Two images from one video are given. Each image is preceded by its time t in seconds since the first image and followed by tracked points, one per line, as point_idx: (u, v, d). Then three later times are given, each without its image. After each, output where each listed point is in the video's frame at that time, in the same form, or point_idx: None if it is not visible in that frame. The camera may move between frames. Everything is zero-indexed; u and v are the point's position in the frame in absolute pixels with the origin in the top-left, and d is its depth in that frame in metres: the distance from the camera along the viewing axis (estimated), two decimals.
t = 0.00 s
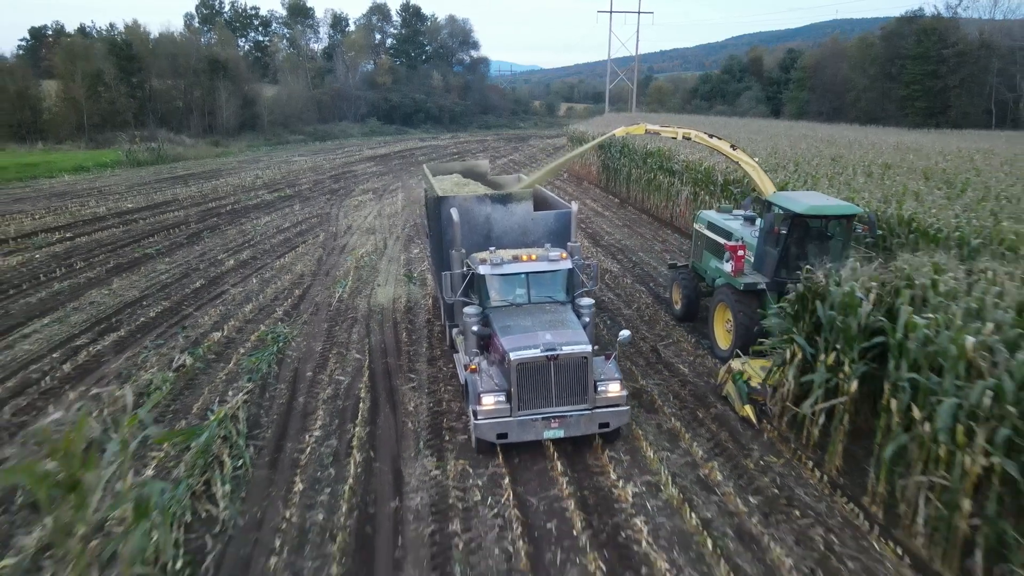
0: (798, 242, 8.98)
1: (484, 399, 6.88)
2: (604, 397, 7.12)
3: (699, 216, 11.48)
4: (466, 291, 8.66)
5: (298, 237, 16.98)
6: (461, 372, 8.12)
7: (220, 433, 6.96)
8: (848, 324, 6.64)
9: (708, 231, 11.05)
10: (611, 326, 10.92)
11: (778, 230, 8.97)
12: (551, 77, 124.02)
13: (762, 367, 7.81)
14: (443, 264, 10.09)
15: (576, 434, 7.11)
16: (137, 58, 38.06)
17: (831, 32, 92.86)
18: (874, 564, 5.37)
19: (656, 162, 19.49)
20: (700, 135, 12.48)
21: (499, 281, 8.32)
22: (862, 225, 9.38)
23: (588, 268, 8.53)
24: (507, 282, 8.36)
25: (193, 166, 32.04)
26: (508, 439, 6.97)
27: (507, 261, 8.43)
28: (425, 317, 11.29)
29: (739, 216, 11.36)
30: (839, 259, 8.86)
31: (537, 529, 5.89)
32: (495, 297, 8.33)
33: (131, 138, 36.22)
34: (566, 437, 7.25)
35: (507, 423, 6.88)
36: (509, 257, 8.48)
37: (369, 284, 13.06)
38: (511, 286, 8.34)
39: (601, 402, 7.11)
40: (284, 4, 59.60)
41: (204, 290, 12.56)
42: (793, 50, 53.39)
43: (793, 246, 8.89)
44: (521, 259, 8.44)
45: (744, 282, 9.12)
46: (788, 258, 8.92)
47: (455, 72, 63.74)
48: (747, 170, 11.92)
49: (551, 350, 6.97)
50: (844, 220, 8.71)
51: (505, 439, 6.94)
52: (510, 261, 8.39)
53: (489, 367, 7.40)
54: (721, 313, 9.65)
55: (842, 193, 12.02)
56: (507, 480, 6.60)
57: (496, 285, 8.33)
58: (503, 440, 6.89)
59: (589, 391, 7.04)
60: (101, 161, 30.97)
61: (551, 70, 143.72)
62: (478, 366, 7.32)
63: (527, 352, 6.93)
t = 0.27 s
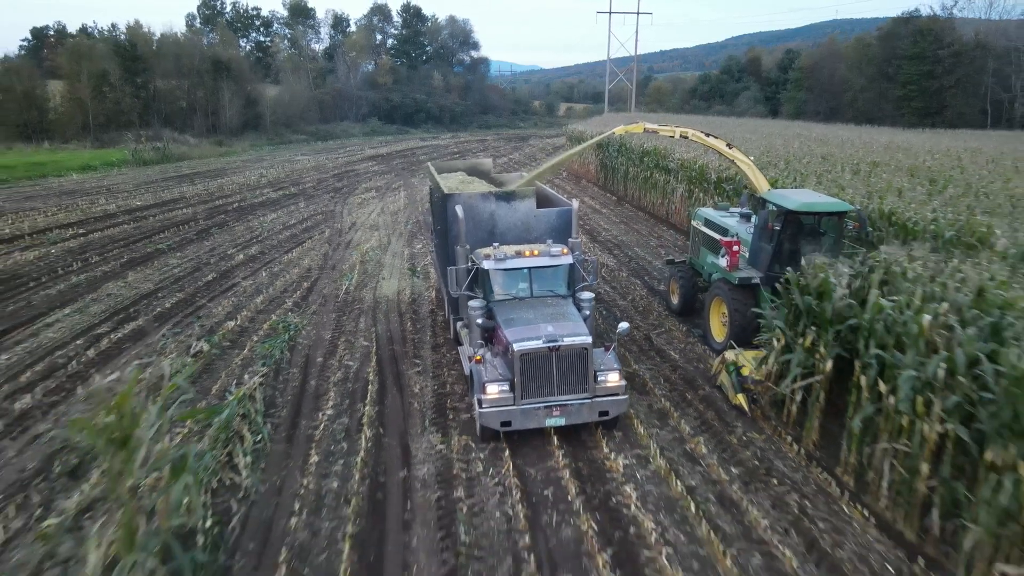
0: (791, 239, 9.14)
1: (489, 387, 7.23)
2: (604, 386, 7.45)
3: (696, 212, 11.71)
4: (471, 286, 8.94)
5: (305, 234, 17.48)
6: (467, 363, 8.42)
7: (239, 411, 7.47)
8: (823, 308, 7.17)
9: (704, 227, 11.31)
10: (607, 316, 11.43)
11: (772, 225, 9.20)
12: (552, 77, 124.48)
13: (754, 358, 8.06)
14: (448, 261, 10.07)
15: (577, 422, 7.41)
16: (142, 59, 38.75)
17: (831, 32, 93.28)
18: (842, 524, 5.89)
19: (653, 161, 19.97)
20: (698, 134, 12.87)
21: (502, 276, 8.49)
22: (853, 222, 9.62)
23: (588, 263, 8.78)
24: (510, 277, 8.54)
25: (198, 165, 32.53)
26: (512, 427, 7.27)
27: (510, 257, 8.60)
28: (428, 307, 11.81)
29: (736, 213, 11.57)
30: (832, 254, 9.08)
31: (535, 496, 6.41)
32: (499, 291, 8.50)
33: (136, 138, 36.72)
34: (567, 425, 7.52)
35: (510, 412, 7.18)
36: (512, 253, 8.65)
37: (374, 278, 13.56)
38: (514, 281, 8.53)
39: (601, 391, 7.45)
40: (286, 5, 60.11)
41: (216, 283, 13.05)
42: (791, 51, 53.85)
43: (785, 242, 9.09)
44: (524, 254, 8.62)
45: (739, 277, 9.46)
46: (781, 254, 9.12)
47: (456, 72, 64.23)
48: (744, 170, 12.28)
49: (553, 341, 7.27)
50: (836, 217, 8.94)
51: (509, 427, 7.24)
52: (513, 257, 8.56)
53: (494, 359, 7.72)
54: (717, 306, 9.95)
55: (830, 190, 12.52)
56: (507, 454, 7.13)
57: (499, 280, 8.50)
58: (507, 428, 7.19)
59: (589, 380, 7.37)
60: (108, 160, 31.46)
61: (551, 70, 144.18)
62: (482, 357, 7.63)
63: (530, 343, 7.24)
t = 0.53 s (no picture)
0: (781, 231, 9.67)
1: (494, 370, 7.63)
2: (602, 370, 7.83)
3: (692, 207, 12.14)
4: (476, 276, 9.38)
5: (312, 228, 18.12)
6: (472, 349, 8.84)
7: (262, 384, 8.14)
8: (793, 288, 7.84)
9: (699, 221, 11.75)
10: (602, 304, 12.09)
11: (764, 219, 9.75)
12: (551, 77, 125.09)
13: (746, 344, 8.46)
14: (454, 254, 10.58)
15: (577, 403, 7.81)
16: (147, 59, 39.33)
17: (829, 32, 93.88)
18: (809, 479, 6.56)
19: (649, 158, 20.60)
20: (693, 131, 13.17)
21: (506, 266, 8.96)
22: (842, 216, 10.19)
23: (588, 255, 9.17)
24: (513, 267, 9.00)
25: (204, 163, 33.18)
26: (515, 408, 7.68)
27: (514, 248, 9.08)
28: (433, 295, 12.49)
29: (730, 207, 12.01)
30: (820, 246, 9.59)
31: (532, 457, 7.07)
32: (502, 281, 8.94)
33: (142, 137, 37.37)
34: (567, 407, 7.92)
35: (514, 393, 7.59)
36: (516, 244, 9.15)
37: (381, 268, 14.21)
38: (517, 271, 8.98)
39: (599, 374, 7.83)
40: (287, 5, 60.73)
41: (230, 274, 13.69)
42: (789, 52, 54.44)
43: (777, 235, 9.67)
44: (526, 246, 9.08)
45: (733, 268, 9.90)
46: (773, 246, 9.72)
47: (456, 72, 64.86)
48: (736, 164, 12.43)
49: (554, 326, 7.66)
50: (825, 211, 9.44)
51: (513, 408, 7.63)
52: (516, 248, 9.04)
53: (499, 344, 8.12)
54: (711, 297, 10.35)
55: (815, 185, 13.16)
56: (508, 422, 7.80)
57: (503, 270, 8.96)
58: (510, 409, 7.59)
59: (588, 363, 7.75)
60: (116, 158, 32.11)
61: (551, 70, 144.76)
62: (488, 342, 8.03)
63: (533, 328, 7.64)
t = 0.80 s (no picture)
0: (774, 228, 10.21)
1: (498, 358, 7.92)
2: (601, 357, 8.16)
3: (688, 205, 12.49)
4: (480, 269, 9.61)
5: (319, 224, 18.70)
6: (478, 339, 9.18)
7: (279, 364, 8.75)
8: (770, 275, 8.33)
9: (694, 218, 12.13)
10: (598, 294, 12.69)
11: (757, 214, 10.21)
12: (551, 77, 125.65)
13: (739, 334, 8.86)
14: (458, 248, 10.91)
15: (577, 389, 8.14)
16: (153, 60, 39.86)
17: (828, 32, 94.39)
18: (785, 449, 7.14)
19: (645, 156, 21.15)
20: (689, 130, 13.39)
21: (509, 259, 9.27)
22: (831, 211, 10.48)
23: (588, 248, 9.48)
24: (516, 261, 9.32)
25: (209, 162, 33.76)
26: (518, 394, 7.98)
27: (516, 242, 9.34)
28: (436, 285, 13.10)
29: (724, 204, 12.39)
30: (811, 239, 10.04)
31: (531, 430, 7.68)
32: (506, 273, 9.28)
33: (147, 137, 37.96)
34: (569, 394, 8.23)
35: (517, 380, 7.89)
36: (519, 238, 9.40)
37: (386, 261, 14.81)
38: (520, 264, 9.31)
39: (599, 361, 8.16)
40: (289, 6, 61.30)
41: (242, 266, 14.27)
42: (787, 52, 54.98)
43: (769, 229, 10.14)
44: (529, 240, 9.38)
45: (728, 262, 10.23)
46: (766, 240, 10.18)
47: (457, 73, 65.44)
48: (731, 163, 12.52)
49: (556, 316, 7.94)
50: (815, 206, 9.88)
51: (516, 394, 7.94)
52: (519, 242, 9.31)
53: (502, 334, 8.43)
54: (707, 290, 10.66)
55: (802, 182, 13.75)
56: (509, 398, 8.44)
57: (506, 263, 9.28)
58: (514, 395, 7.89)
59: (588, 351, 8.09)
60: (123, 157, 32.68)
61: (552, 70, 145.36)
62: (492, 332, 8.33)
63: (535, 318, 7.93)
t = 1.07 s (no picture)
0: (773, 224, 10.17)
1: (502, 353, 8.01)
2: (603, 353, 8.23)
3: (688, 204, 12.56)
4: (484, 266, 9.78)
5: (323, 221, 19.09)
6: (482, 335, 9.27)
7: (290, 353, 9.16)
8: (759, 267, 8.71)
9: (694, 216, 12.18)
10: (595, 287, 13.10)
11: (755, 212, 10.20)
12: (551, 77, 125.99)
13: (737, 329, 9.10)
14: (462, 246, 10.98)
15: (579, 384, 8.20)
16: (156, 60, 40.22)
17: (827, 32, 94.75)
18: (771, 430, 7.54)
19: (643, 155, 21.52)
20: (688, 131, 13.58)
21: (512, 257, 9.34)
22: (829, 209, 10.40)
23: (591, 247, 9.52)
24: (519, 258, 9.39)
25: (212, 161, 34.14)
26: (522, 389, 8.06)
27: (520, 240, 9.49)
28: (439, 279, 13.51)
29: (724, 203, 12.44)
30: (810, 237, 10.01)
31: (530, 413, 8.09)
32: (509, 270, 9.32)
33: (151, 137, 38.36)
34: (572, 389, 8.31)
35: (521, 374, 7.97)
36: (522, 236, 9.55)
37: (389, 256, 15.22)
38: (523, 261, 9.37)
39: (601, 357, 8.23)
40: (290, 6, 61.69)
41: (250, 261, 14.66)
42: (785, 52, 55.33)
43: (767, 228, 10.13)
44: (532, 238, 9.49)
45: (726, 259, 10.31)
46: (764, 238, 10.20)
47: (457, 73, 65.82)
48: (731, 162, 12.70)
49: (559, 312, 8.04)
50: (813, 205, 9.85)
51: (520, 388, 8.03)
52: (522, 240, 9.44)
53: (506, 330, 8.55)
54: (706, 288, 10.74)
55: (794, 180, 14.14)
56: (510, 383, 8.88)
57: (510, 261, 9.35)
58: (517, 389, 7.98)
59: (590, 347, 8.14)
60: (128, 156, 33.07)
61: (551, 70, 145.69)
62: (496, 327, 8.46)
63: (538, 313, 8.03)
